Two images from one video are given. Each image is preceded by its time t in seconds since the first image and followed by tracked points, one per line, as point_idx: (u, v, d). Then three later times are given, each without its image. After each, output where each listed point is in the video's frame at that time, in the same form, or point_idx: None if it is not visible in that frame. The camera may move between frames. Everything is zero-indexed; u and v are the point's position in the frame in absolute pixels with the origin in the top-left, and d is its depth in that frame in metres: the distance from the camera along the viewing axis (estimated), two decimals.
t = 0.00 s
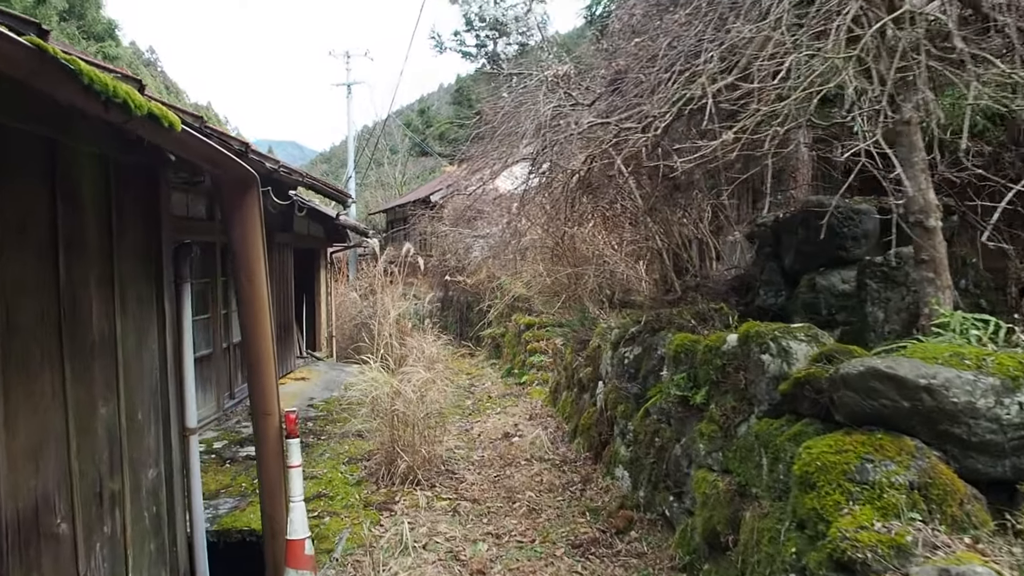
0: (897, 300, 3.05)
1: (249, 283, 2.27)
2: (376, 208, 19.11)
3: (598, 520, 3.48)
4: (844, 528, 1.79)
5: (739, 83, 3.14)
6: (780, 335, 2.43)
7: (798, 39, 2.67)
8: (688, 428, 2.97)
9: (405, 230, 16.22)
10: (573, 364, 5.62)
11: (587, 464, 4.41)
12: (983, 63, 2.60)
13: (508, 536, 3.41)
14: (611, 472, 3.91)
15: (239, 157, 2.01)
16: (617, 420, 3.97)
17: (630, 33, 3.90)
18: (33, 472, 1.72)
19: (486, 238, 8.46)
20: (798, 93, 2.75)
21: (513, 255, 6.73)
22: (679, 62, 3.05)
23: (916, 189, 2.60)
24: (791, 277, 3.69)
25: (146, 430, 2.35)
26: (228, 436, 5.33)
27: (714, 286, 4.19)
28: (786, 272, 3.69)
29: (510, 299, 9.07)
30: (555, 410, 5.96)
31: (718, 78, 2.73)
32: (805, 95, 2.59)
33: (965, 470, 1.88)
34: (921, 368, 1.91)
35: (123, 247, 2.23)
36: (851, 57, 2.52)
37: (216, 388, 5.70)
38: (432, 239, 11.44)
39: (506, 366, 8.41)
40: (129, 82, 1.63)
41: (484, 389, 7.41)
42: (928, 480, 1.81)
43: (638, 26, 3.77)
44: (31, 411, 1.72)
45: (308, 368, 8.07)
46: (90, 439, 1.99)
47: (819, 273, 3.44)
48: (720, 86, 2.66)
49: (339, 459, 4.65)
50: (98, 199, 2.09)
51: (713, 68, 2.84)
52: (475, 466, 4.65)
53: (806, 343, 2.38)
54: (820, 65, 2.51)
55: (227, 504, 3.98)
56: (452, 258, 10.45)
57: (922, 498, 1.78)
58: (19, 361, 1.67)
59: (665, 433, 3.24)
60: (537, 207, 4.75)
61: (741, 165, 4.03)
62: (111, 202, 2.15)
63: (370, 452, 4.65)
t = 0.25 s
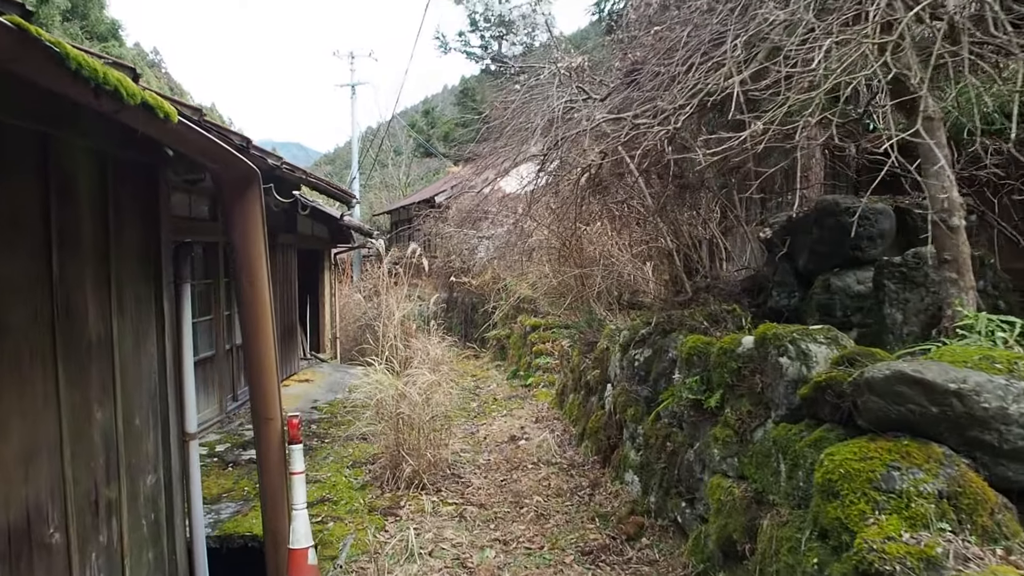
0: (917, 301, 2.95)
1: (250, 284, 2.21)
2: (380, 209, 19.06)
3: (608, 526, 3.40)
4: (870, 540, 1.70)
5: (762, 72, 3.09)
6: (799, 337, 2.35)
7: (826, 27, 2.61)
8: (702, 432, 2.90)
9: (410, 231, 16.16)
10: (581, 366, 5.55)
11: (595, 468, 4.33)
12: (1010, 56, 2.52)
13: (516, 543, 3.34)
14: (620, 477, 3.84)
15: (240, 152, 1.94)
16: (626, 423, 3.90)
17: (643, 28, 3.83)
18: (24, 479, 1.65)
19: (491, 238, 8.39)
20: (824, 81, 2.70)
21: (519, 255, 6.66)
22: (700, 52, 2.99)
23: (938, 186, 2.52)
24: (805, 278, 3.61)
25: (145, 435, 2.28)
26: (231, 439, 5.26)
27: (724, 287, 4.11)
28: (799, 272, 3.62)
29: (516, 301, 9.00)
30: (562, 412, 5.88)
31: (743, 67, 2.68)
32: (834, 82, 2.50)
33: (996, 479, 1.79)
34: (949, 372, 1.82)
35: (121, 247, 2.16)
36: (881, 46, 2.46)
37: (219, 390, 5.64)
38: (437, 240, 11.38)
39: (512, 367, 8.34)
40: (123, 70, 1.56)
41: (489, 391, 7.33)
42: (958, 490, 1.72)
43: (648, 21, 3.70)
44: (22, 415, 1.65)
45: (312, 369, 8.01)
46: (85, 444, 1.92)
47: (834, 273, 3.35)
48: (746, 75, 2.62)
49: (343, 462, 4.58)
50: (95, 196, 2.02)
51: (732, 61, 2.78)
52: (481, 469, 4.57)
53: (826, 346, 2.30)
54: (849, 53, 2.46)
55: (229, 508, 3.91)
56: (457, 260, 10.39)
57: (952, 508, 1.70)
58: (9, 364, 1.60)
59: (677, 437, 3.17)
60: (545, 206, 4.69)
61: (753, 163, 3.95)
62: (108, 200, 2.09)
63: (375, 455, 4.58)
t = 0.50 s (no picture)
0: (934, 301, 2.86)
1: (245, 282, 2.12)
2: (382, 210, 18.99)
3: (614, 532, 3.32)
4: (895, 551, 1.61)
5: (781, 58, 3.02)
6: (816, 338, 2.27)
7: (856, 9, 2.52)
8: (712, 436, 2.81)
9: (411, 233, 16.08)
10: (585, 368, 5.46)
11: (600, 472, 4.25)
12: None
13: (521, 549, 3.26)
14: (627, 481, 3.75)
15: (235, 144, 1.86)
16: (633, 426, 3.82)
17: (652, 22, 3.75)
18: (6, 485, 1.57)
19: (494, 239, 8.31)
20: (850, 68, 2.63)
21: (522, 256, 6.58)
22: (718, 38, 2.92)
23: (960, 182, 2.43)
24: (816, 278, 3.52)
25: (136, 438, 2.20)
26: (230, 441, 5.18)
27: (733, 287, 4.03)
28: (811, 272, 3.53)
29: (518, 302, 8.92)
30: (565, 415, 5.80)
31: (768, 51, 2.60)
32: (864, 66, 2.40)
33: None
34: (978, 374, 1.75)
35: (111, 243, 2.08)
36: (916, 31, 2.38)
37: (218, 392, 5.56)
38: (439, 241, 11.31)
39: (514, 369, 8.26)
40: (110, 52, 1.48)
41: (492, 393, 7.25)
42: (987, 497, 1.64)
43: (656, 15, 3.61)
44: (4, 417, 1.57)
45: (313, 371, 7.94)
46: (72, 448, 1.84)
47: (846, 273, 3.27)
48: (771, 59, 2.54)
49: (344, 465, 4.50)
50: (84, 189, 1.94)
51: (750, 48, 2.70)
52: (484, 473, 4.49)
53: (845, 348, 2.22)
54: (880, 37, 2.38)
55: (227, 513, 3.83)
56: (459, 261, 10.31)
57: (982, 517, 1.61)
58: None
59: (686, 441, 3.09)
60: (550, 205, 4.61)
61: (762, 161, 3.87)
62: (98, 194, 2.01)
63: (376, 458, 4.50)
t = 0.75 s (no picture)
0: (954, 302, 2.76)
1: (236, 280, 2.02)
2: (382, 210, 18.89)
3: (621, 540, 3.21)
4: (928, 568, 1.50)
5: (797, 43, 2.93)
6: (836, 339, 2.16)
7: None
8: (724, 442, 2.71)
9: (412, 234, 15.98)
10: (589, 370, 5.35)
11: (605, 478, 4.14)
12: None
13: (524, 558, 3.15)
14: (633, 487, 3.65)
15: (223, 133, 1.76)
16: (639, 430, 3.71)
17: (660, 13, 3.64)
18: None
19: (496, 239, 8.21)
20: (876, 52, 2.54)
21: (524, 256, 6.47)
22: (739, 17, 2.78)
23: (986, 177, 2.33)
24: (828, 278, 3.41)
25: (122, 444, 2.10)
26: (226, 445, 5.07)
27: (741, 287, 3.93)
28: (822, 272, 3.42)
29: (520, 303, 8.81)
30: (569, 418, 5.69)
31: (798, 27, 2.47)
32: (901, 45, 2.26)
33: None
34: (1016, 379, 1.64)
35: (95, 238, 1.97)
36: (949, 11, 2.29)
37: (215, 393, 5.45)
38: (440, 241, 11.20)
39: (515, 371, 8.15)
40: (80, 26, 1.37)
41: (493, 395, 7.14)
42: None
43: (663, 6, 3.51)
44: None
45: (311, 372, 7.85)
46: (51, 455, 1.74)
47: (860, 273, 3.16)
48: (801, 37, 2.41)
49: (342, 469, 4.39)
50: (65, 181, 1.84)
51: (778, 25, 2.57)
52: (486, 477, 4.38)
53: (866, 350, 2.11)
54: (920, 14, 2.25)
55: (222, 518, 3.72)
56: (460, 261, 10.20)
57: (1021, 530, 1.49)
58: None
59: (696, 446, 2.98)
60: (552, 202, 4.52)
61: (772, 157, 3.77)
62: (80, 186, 1.90)
63: (375, 462, 4.39)
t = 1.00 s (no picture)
0: (976, 303, 2.68)
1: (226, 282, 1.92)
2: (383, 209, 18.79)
3: (629, 549, 3.12)
4: None
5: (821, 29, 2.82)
6: (857, 344, 2.07)
7: None
8: (737, 449, 2.61)
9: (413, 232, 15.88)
10: (593, 372, 5.25)
11: (610, 482, 4.04)
12: None
13: (529, 567, 3.06)
14: (640, 494, 3.55)
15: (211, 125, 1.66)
16: (647, 434, 3.62)
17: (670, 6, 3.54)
18: None
19: (498, 238, 8.11)
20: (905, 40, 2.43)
21: (527, 255, 6.38)
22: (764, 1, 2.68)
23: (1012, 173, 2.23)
24: (841, 278, 3.30)
25: (109, 454, 2.00)
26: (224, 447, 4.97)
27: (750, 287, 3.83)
28: (835, 272, 3.32)
29: (522, 302, 8.72)
30: (572, 420, 5.60)
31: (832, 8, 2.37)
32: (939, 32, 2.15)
33: None
34: None
35: (79, 239, 1.88)
36: None
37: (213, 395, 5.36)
38: (442, 240, 11.11)
39: (518, 371, 8.06)
40: (51, 8, 1.28)
41: (495, 396, 7.05)
42: None
43: None
44: None
45: (311, 373, 7.76)
46: (31, 467, 1.64)
47: (875, 273, 3.03)
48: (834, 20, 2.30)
49: (342, 473, 4.29)
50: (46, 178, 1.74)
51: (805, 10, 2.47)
52: (489, 482, 4.29)
53: (889, 355, 2.01)
54: None
55: (218, 525, 3.62)
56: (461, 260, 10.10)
57: None
58: None
59: (706, 452, 2.88)
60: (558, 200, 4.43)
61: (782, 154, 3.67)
62: (63, 183, 1.80)
63: (375, 466, 4.30)
